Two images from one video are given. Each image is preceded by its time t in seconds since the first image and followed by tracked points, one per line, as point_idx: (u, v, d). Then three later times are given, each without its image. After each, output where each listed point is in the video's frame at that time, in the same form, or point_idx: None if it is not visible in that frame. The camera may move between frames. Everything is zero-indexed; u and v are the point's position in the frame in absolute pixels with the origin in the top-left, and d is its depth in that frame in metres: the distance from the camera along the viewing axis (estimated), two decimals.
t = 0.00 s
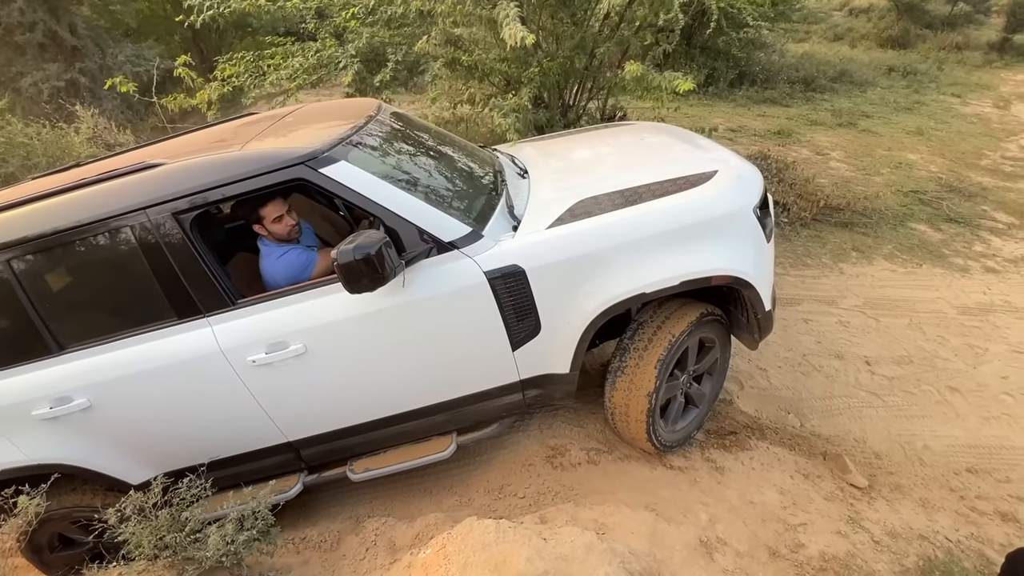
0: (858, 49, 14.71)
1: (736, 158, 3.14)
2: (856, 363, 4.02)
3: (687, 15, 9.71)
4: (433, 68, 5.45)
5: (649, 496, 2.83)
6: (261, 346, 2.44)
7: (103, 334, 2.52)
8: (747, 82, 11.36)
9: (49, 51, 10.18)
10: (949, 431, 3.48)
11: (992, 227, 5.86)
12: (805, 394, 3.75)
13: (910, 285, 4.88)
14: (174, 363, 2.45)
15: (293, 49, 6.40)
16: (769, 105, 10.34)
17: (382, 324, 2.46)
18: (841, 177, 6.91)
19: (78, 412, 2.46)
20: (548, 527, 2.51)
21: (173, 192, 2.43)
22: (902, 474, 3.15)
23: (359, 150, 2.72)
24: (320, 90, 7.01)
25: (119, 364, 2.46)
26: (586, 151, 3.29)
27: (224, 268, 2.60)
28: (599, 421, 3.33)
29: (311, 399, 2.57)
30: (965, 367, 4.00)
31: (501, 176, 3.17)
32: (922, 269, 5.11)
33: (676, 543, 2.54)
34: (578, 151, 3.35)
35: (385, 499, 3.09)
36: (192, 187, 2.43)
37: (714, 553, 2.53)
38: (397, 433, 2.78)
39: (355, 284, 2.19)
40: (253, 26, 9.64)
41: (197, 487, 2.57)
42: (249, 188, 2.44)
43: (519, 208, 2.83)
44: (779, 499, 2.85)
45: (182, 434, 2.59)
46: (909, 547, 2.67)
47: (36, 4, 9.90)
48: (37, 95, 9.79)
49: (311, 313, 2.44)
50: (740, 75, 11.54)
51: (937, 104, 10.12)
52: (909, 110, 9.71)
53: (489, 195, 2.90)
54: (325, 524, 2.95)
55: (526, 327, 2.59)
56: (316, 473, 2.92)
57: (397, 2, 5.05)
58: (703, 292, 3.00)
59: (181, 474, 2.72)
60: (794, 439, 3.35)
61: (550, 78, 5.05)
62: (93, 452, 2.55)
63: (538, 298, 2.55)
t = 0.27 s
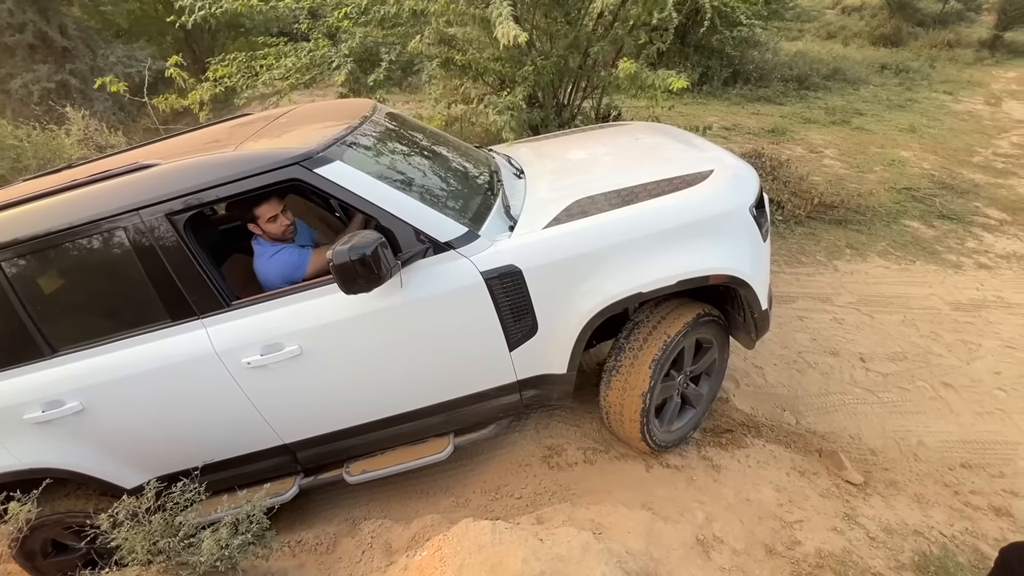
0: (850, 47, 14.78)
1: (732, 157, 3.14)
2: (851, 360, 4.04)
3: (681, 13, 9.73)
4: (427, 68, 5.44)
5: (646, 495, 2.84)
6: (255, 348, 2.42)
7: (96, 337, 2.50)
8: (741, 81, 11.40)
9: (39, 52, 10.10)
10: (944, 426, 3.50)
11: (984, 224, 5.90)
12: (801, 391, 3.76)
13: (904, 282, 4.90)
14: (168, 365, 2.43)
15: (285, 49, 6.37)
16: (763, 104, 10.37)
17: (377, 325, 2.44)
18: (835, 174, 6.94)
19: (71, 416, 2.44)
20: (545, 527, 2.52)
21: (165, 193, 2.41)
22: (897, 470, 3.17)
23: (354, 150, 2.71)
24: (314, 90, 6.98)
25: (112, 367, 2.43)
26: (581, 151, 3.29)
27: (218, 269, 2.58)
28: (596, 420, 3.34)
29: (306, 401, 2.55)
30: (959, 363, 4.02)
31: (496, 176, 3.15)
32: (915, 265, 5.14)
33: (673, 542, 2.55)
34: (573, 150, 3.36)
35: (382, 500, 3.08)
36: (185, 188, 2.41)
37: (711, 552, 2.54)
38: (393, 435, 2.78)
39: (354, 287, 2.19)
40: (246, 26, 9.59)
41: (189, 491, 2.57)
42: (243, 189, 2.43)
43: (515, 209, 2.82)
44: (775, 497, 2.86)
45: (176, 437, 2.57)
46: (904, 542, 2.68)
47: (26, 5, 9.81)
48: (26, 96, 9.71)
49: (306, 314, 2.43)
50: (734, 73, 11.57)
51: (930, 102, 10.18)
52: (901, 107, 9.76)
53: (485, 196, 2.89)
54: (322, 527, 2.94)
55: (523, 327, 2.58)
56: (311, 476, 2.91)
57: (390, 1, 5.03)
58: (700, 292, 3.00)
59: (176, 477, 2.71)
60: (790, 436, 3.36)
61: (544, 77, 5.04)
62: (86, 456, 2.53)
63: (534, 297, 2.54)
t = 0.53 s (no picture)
0: (842, 45, 14.86)
1: (725, 155, 3.15)
2: (845, 356, 4.06)
3: (674, 12, 9.75)
4: (421, 68, 5.43)
5: (642, 494, 2.85)
6: (246, 351, 2.41)
7: (85, 341, 2.48)
8: (734, 79, 11.45)
9: (28, 54, 10.01)
10: (937, 422, 3.52)
11: (976, 220, 5.94)
12: (796, 388, 3.77)
13: (897, 278, 4.93)
14: (158, 369, 2.41)
15: (277, 49, 6.32)
16: (756, 102, 10.41)
17: (369, 327, 2.43)
18: (828, 172, 6.97)
19: (60, 421, 2.42)
20: (541, 528, 2.52)
21: (153, 195, 2.39)
22: (891, 466, 3.19)
23: (347, 152, 2.70)
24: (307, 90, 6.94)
25: (102, 372, 2.41)
26: (574, 150, 3.29)
27: (207, 271, 2.57)
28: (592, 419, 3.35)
29: (298, 404, 2.54)
30: (952, 359, 4.05)
31: (490, 176, 3.14)
32: (908, 262, 5.17)
33: (669, 541, 2.57)
34: (566, 150, 3.35)
35: (378, 503, 3.07)
36: (173, 190, 2.40)
37: (707, 550, 2.56)
38: (387, 438, 2.78)
39: (342, 288, 2.17)
40: (238, 27, 9.53)
41: (183, 496, 2.53)
42: (231, 190, 2.41)
43: (508, 209, 2.81)
44: (771, 494, 2.88)
45: (167, 441, 2.55)
46: (899, 538, 2.70)
47: (14, 6, 9.72)
48: (16, 98, 9.62)
49: (297, 317, 2.41)
50: (727, 72, 11.61)
51: (921, 99, 10.25)
52: (893, 105, 9.82)
53: (477, 195, 2.88)
54: (318, 530, 2.93)
55: (515, 327, 2.58)
56: (305, 479, 2.90)
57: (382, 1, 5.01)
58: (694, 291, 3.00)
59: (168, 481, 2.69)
60: (786, 433, 3.37)
61: (538, 77, 5.04)
62: (76, 462, 2.51)
63: (526, 298, 2.54)
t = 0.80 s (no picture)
0: (834, 43, 14.94)
1: (718, 154, 3.16)
2: (839, 353, 4.09)
3: (668, 11, 9.76)
4: (414, 69, 5.42)
5: (639, 493, 2.86)
6: (236, 354, 2.39)
7: (75, 346, 2.46)
8: (727, 78, 11.49)
9: (16, 56, 9.91)
10: (930, 417, 3.55)
11: (967, 216, 5.99)
12: (790, 385, 3.80)
13: (890, 275, 4.97)
14: (148, 373, 2.39)
15: (269, 50, 6.28)
16: (749, 100, 10.45)
17: (360, 329, 2.42)
18: (821, 170, 7.01)
19: (49, 426, 2.39)
20: (537, 528, 2.52)
21: (141, 198, 2.38)
22: (885, 462, 3.21)
23: (340, 153, 2.69)
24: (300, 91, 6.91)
25: (90, 377, 2.39)
26: (567, 150, 3.29)
27: (197, 275, 2.55)
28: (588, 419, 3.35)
29: (290, 407, 2.53)
30: (944, 354, 4.08)
31: (482, 176, 3.14)
32: (900, 259, 5.21)
33: (666, 539, 2.58)
34: (560, 150, 3.36)
35: (375, 505, 3.07)
36: (161, 192, 2.38)
37: (703, 548, 2.57)
38: (382, 440, 2.77)
39: (334, 290, 2.16)
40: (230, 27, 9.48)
41: (177, 501, 2.52)
42: (220, 193, 2.40)
43: (500, 209, 2.81)
44: (766, 491, 2.90)
45: (158, 445, 2.54)
46: (893, 533, 2.73)
47: (2, 8, 9.61)
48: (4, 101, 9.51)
49: (288, 320, 2.40)
50: (720, 70, 11.64)
51: (912, 97, 10.31)
52: (885, 102, 9.89)
53: (470, 196, 2.88)
54: (314, 533, 2.92)
55: (508, 328, 2.58)
56: (298, 483, 2.89)
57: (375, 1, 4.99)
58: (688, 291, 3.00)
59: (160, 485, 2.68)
60: (780, 430, 3.39)
61: (531, 76, 5.04)
62: (65, 467, 2.48)
63: (519, 298, 2.54)
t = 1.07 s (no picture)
0: (826, 41, 15.04)
1: (711, 152, 3.17)
2: (832, 350, 4.11)
3: (660, 11, 9.79)
4: (407, 69, 5.40)
5: (635, 491, 2.87)
6: (225, 357, 2.38)
7: (63, 349, 2.44)
8: (720, 77, 11.54)
9: (5, 58, 9.81)
10: (924, 412, 3.58)
11: (958, 213, 6.04)
12: (784, 382, 3.82)
13: (883, 272, 5.00)
14: (135, 376, 2.38)
15: (261, 51, 6.25)
16: (742, 99, 10.50)
17: (349, 331, 2.42)
18: (814, 168, 7.05)
19: (36, 431, 2.37)
20: (533, 527, 2.52)
21: (127, 200, 2.36)
22: (879, 457, 3.23)
23: (334, 156, 2.69)
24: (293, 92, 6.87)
25: (77, 381, 2.37)
26: (560, 150, 3.30)
27: (185, 277, 2.54)
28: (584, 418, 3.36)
29: (280, 410, 2.52)
30: (937, 350, 4.11)
31: (474, 176, 3.14)
32: (893, 256, 5.24)
33: (662, 537, 2.59)
34: (552, 150, 3.36)
35: (371, 507, 3.06)
36: (147, 194, 2.36)
37: (700, 545, 2.58)
38: (374, 442, 2.77)
39: (321, 290, 2.14)
40: (221, 28, 9.42)
41: (171, 504, 2.51)
42: (207, 194, 2.38)
43: (491, 209, 2.81)
44: (762, 488, 2.91)
45: (147, 449, 2.52)
46: (887, 528, 2.75)
47: None
48: None
49: (277, 322, 2.39)
50: (713, 69, 11.68)
51: (903, 95, 10.39)
52: (877, 100, 9.95)
53: (461, 196, 2.87)
54: (310, 535, 2.91)
55: (499, 329, 2.58)
56: (290, 487, 2.87)
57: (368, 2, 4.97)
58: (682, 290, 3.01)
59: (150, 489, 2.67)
60: (775, 427, 3.41)
61: (525, 76, 5.04)
62: (53, 472, 2.47)
63: (510, 299, 2.54)
